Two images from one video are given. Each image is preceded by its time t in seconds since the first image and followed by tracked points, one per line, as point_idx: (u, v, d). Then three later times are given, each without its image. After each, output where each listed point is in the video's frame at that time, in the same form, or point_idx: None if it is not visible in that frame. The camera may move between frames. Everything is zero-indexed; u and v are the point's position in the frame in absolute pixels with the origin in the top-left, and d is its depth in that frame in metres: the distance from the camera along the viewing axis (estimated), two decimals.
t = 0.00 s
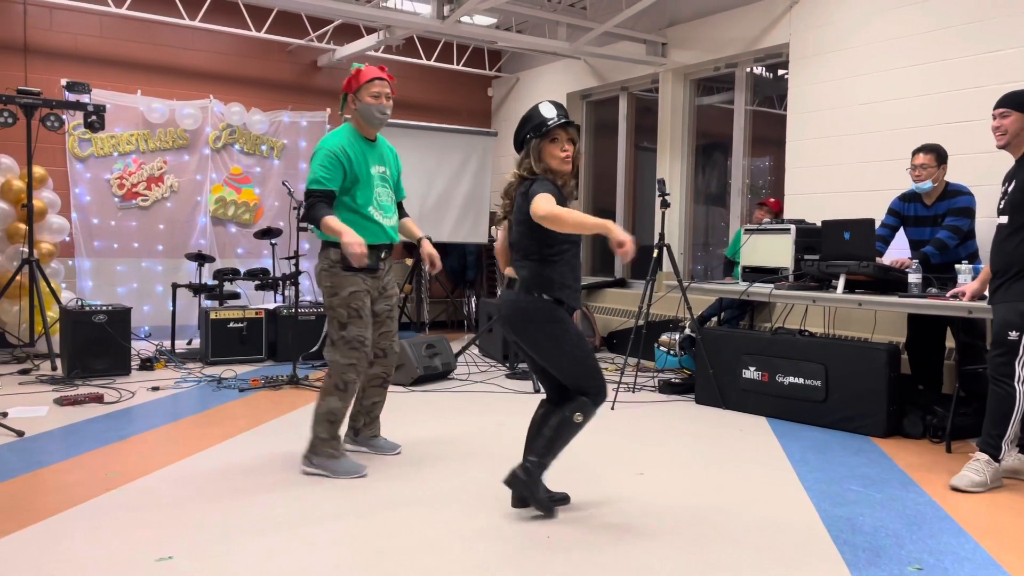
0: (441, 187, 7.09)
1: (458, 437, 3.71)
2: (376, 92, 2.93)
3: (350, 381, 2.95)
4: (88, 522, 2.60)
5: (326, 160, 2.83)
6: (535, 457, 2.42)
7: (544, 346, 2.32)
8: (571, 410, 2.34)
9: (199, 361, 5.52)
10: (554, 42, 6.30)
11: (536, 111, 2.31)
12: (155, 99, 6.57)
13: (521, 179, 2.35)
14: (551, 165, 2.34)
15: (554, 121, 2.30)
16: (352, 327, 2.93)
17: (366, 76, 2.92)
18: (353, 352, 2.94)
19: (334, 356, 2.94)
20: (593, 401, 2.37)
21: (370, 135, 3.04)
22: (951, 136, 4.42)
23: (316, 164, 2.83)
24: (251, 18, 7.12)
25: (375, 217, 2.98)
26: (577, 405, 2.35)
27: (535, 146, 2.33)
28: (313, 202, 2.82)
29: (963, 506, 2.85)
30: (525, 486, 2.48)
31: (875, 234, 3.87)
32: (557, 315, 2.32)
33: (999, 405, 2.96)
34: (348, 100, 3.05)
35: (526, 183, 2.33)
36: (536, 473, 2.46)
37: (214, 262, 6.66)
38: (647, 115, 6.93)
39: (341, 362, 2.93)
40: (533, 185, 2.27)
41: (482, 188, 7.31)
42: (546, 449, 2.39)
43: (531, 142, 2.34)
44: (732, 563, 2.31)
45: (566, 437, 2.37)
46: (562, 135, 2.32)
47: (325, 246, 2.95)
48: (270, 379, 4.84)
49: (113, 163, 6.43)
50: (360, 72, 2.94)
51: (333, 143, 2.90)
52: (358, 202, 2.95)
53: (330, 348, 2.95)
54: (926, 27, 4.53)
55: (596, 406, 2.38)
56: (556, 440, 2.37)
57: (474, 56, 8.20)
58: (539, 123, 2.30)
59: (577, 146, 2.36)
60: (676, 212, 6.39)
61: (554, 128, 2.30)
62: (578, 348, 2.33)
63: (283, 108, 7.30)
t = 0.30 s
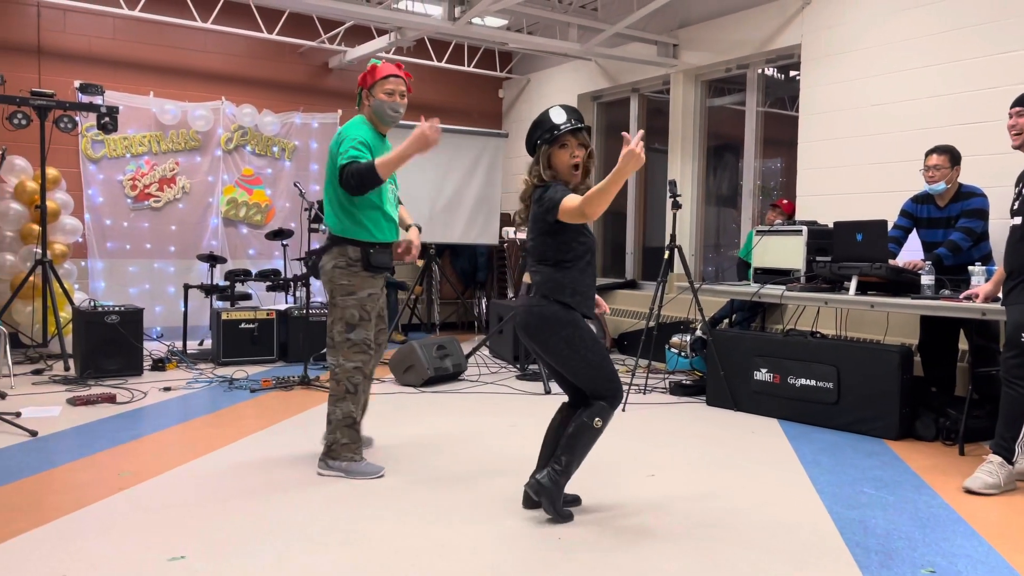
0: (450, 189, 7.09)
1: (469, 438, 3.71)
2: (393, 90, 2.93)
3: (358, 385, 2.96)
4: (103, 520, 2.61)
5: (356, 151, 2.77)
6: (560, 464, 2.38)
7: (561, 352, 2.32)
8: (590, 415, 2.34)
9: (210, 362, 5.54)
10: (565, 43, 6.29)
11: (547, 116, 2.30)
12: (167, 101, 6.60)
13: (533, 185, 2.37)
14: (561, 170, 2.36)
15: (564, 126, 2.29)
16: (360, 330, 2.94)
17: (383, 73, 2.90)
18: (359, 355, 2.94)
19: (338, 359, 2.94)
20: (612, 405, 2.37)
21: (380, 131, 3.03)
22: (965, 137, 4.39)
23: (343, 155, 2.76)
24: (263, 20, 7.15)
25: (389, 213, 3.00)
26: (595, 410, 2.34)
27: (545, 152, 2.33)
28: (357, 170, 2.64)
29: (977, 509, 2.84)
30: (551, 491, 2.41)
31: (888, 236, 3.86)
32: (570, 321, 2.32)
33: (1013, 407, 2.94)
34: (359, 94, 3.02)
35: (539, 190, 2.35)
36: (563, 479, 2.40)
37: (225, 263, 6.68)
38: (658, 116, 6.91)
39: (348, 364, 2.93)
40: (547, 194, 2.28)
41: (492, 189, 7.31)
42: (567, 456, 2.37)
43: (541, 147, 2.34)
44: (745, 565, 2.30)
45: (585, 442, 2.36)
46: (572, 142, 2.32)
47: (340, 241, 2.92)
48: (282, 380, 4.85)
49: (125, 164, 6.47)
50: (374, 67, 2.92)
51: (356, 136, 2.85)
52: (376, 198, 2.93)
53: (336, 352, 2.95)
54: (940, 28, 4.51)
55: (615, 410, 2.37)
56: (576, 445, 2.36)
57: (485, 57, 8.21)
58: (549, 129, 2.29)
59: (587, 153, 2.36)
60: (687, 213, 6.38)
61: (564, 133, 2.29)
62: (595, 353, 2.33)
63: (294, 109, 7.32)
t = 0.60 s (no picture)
0: (458, 189, 7.09)
1: (478, 438, 3.71)
2: (403, 93, 2.94)
3: (370, 384, 2.96)
4: (113, 519, 2.63)
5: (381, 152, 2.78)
6: (567, 464, 2.39)
7: (562, 359, 2.32)
8: (598, 417, 2.35)
9: (220, 362, 5.55)
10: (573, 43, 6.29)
11: (555, 127, 2.29)
12: (178, 102, 6.63)
13: (540, 197, 2.36)
14: (568, 182, 2.36)
15: (573, 138, 2.28)
16: (379, 329, 2.96)
17: (394, 77, 2.90)
18: (375, 354, 2.96)
19: (352, 357, 2.94)
20: (619, 406, 2.38)
21: (389, 132, 3.05)
22: (975, 136, 4.37)
23: (364, 156, 2.75)
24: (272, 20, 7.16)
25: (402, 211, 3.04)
26: (604, 411, 2.36)
27: (553, 163, 2.33)
28: (376, 166, 2.63)
29: (987, 511, 2.83)
30: (558, 492, 2.42)
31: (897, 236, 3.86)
32: (572, 328, 2.32)
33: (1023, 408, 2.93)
34: (366, 96, 3.02)
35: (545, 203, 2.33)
36: (570, 481, 2.41)
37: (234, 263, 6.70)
38: (667, 115, 6.90)
39: (363, 363, 2.94)
40: (553, 205, 2.26)
41: (500, 189, 7.31)
42: (573, 458, 2.38)
43: (549, 158, 2.33)
44: (755, 567, 2.30)
45: (591, 446, 2.36)
46: (580, 154, 2.31)
47: (361, 241, 2.92)
48: (291, 379, 4.86)
49: (135, 164, 6.50)
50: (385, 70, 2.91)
51: (375, 137, 2.85)
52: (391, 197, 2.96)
53: (352, 351, 2.94)
54: (951, 27, 4.49)
55: (622, 411, 2.39)
56: (584, 447, 2.36)
57: (493, 57, 8.22)
58: (558, 140, 2.29)
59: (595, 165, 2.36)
60: (697, 213, 6.37)
61: (572, 145, 2.29)
62: (598, 357, 2.34)
63: (303, 109, 7.33)
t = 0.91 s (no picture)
0: (463, 191, 7.09)
1: (482, 440, 3.72)
2: (406, 98, 2.95)
3: (378, 388, 2.96)
4: (118, 520, 2.63)
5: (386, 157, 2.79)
6: (568, 466, 2.40)
7: (565, 354, 2.31)
8: (597, 417, 2.35)
9: (224, 364, 5.57)
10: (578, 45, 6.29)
11: (554, 127, 2.28)
12: (182, 104, 6.64)
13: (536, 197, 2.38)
14: (564, 182, 2.36)
15: (572, 140, 2.29)
16: (383, 331, 2.96)
17: (396, 82, 2.90)
18: (382, 359, 2.96)
19: (360, 361, 2.95)
20: (617, 406, 2.38)
21: (391, 136, 3.05)
22: (980, 138, 4.36)
23: (373, 163, 2.75)
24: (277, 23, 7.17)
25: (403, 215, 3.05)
26: (602, 412, 2.36)
27: (549, 164, 2.34)
28: (386, 177, 2.64)
29: (992, 513, 2.82)
30: (563, 490, 2.42)
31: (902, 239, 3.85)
32: (577, 324, 2.31)
33: None
34: (368, 100, 3.02)
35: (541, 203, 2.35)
36: (572, 483, 2.42)
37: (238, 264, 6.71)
38: (671, 117, 6.90)
39: (372, 368, 2.94)
40: (551, 203, 2.29)
41: (504, 191, 7.31)
42: (575, 457, 2.38)
43: (546, 159, 2.34)
44: (760, 569, 2.29)
45: (592, 444, 2.36)
46: (577, 155, 2.32)
47: (360, 244, 2.92)
48: (295, 381, 4.87)
49: (140, 167, 6.51)
50: (387, 76, 2.92)
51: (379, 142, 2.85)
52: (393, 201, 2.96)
53: (359, 355, 2.95)
54: (956, 29, 4.48)
55: (620, 412, 2.39)
56: (584, 447, 2.36)
57: (498, 59, 8.22)
58: (556, 142, 2.29)
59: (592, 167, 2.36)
60: (701, 215, 6.36)
61: (571, 147, 2.29)
62: (600, 353, 2.33)
63: (307, 112, 7.32)
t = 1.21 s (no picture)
0: (469, 192, 7.09)
1: (490, 442, 3.72)
2: (411, 102, 2.96)
3: (386, 387, 2.96)
4: (126, 521, 2.64)
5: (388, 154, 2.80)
6: (569, 469, 2.39)
7: (559, 341, 2.32)
8: (588, 414, 2.33)
9: (230, 365, 5.57)
10: (584, 46, 6.29)
11: (560, 105, 2.29)
12: (188, 105, 6.64)
13: (544, 173, 2.39)
14: (571, 160, 2.35)
15: (578, 118, 2.29)
16: (399, 330, 2.96)
17: (402, 86, 2.91)
18: (393, 358, 2.96)
19: (371, 359, 2.95)
20: (608, 403, 2.35)
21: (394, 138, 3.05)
22: (988, 140, 4.36)
23: (378, 159, 2.78)
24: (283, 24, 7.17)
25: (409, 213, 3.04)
26: (593, 408, 2.34)
27: (557, 140, 2.33)
28: (393, 168, 2.65)
29: (999, 514, 2.83)
30: (564, 487, 2.41)
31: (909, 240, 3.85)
32: (573, 310, 2.32)
33: None
34: (372, 100, 3.00)
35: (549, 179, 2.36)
36: (575, 485, 2.42)
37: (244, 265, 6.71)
38: (678, 119, 6.90)
39: (383, 366, 2.94)
40: (557, 178, 2.30)
41: (510, 192, 7.31)
42: (570, 454, 2.37)
43: (554, 135, 2.34)
44: (768, 571, 2.30)
45: (585, 436, 2.34)
46: (584, 132, 2.31)
47: (373, 247, 2.93)
48: (302, 383, 4.87)
49: (146, 168, 6.51)
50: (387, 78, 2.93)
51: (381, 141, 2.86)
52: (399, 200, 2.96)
53: (370, 354, 2.95)
54: (963, 31, 4.48)
55: (611, 408, 2.36)
56: (577, 445, 2.35)
57: (503, 60, 8.22)
58: (564, 119, 2.29)
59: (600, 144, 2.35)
60: (708, 216, 6.37)
61: (577, 124, 2.29)
62: (593, 343, 2.32)
63: (313, 113, 7.32)
